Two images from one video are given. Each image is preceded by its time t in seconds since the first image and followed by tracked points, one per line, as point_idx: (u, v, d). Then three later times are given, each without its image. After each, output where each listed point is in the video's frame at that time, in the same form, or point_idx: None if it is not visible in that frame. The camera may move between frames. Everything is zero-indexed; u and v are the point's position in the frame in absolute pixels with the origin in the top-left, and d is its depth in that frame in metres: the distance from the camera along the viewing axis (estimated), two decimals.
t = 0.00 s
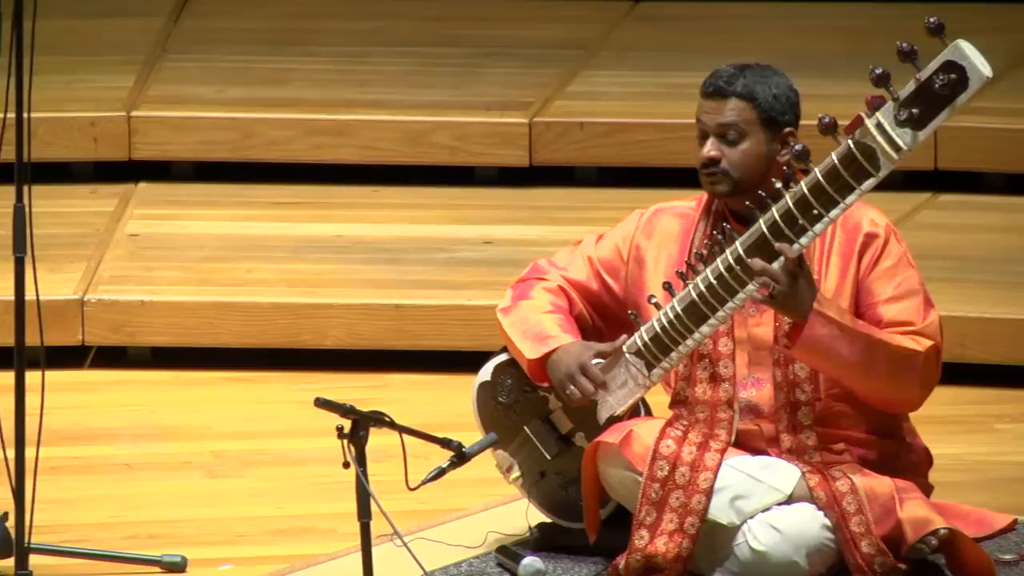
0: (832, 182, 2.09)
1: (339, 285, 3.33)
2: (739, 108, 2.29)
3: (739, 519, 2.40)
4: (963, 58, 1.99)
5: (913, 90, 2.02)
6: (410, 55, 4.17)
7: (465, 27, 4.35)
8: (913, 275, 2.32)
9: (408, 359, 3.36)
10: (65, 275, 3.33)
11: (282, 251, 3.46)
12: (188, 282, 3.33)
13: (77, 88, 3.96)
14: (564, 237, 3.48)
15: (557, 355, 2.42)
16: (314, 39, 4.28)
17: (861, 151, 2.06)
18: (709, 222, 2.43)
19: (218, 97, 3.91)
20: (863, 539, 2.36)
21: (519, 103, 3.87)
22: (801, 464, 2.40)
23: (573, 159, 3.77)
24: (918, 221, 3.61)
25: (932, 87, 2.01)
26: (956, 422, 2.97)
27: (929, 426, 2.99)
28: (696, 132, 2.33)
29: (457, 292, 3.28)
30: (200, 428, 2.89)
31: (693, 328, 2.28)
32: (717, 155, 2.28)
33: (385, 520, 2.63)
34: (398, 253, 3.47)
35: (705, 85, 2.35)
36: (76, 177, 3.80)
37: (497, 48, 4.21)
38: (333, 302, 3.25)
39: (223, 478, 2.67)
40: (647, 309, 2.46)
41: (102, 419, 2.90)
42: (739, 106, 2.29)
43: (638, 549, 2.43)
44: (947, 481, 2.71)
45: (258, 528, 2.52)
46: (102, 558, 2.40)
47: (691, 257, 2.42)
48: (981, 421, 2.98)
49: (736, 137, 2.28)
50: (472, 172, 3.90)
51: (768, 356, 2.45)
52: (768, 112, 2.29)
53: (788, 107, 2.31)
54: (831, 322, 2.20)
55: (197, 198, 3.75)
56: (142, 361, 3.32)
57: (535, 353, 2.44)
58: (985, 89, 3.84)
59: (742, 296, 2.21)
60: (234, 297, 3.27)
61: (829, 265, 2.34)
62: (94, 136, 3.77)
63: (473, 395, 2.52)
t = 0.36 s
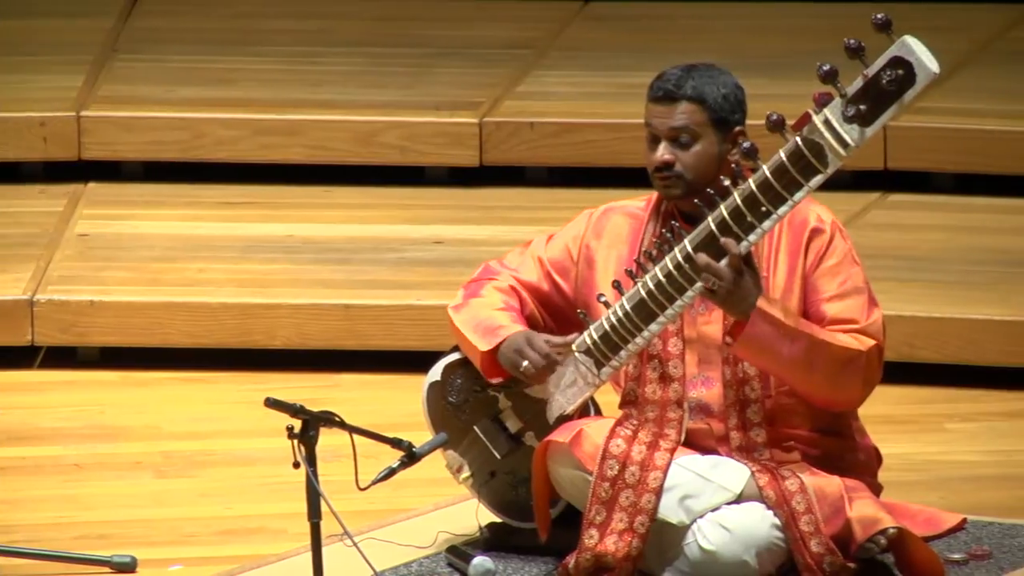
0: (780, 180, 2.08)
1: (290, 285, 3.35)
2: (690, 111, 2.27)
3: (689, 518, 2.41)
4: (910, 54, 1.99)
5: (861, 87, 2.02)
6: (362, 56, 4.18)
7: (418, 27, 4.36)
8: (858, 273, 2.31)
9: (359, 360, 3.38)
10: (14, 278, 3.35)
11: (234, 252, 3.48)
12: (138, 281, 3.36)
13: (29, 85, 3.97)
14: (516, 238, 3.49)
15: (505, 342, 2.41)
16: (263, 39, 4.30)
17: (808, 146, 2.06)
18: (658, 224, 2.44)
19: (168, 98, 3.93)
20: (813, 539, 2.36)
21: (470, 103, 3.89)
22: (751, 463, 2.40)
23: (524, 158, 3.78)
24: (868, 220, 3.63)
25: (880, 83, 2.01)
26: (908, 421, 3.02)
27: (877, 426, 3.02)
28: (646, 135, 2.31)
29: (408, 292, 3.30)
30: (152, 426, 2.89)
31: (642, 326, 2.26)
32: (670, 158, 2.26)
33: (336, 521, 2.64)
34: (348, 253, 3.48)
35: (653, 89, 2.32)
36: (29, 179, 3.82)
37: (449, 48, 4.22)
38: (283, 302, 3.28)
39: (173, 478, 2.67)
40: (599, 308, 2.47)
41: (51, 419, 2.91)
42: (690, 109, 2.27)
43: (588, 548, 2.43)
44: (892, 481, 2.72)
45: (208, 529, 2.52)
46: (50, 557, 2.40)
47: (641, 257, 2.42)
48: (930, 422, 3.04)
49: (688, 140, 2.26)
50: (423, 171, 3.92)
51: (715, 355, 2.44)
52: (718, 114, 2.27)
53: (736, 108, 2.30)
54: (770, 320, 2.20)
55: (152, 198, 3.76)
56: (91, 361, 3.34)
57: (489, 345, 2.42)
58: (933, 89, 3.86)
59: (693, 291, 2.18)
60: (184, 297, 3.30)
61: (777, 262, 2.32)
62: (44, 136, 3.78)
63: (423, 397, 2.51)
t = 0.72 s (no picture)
0: (745, 177, 2.04)
1: (251, 286, 3.37)
2: (650, 114, 2.25)
3: (652, 518, 2.38)
4: (875, 53, 1.96)
5: (827, 86, 1.99)
6: (321, 56, 4.20)
7: (380, 28, 4.38)
8: (829, 265, 2.30)
9: (321, 361, 3.40)
10: None
11: (195, 252, 3.50)
12: (101, 282, 3.38)
13: None
14: (477, 238, 3.51)
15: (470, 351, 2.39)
16: (223, 39, 4.32)
17: (774, 146, 2.03)
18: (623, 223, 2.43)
19: (131, 98, 3.94)
20: (777, 538, 2.34)
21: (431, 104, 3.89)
22: (714, 463, 2.38)
23: (486, 159, 3.80)
24: (832, 220, 3.62)
25: (846, 82, 1.98)
26: (870, 421, 3.05)
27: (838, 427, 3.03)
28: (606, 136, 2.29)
29: (368, 293, 3.33)
30: (114, 427, 2.90)
31: (607, 325, 2.24)
32: (629, 160, 2.24)
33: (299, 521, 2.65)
34: (310, 254, 3.49)
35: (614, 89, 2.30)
36: None
37: (411, 48, 4.23)
38: (244, 303, 3.30)
39: (135, 479, 2.68)
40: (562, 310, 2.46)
41: (13, 420, 2.92)
42: (650, 111, 2.25)
43: (551, 548, 2.40)
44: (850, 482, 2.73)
45: (171, 529, 2.53)
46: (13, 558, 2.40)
47: (604, 257, 2.41)
48: (892, 422, 3.07)
49: (647, 142, 2.25)
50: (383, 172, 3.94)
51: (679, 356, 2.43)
52: (679, 116, 2.26)
53: (696, 109, 2.29)
54: (753, 312, 2.17)
55: (119, 197, 3.78)
56: (54, 362, 3.36)
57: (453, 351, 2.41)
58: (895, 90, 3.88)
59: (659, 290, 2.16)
60: (146, 298, 3.32)
61: (743, 260, 2.31)
62: (6, 137, 3.78)
63: (386, 397, 2.50)
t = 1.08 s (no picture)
0: (720, 177, 2.03)
1: (227, 286, 3.41)
2: (630, 121, 2.23)
3: (627, 519, 2.37)
4: (851, 53, 1.94)
5: (801, 86, 1.97)
6: (294, 57, 4.23)
7: (353, 28, 4.40)
8: (802, 273, 2.30)
9: (295, 362, 3.43)
10: None
11: (170, 252, 3.52)
12: (76, 282, 3.40)
13: None
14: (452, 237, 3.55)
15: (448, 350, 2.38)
16: (200, 39, 4.34)
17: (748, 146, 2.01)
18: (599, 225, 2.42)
19: (105, 98, 3.99)
20: (751, 539, 2.33)
21: (408, 103, 3.96)
22: (689, 464, 2.37)
23: (461, 159, 3.86)
24: (807, 221, 3.63)
25: (820, 82, 1.96)
26: (844, 421, 3.07)
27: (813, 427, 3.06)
28: (585, 136, 2.27)
29: (343, 293, 3.36)
30: (90, 427, 2.92)
31: (582, 324, 2.22)
32: (606, 167, 2.24)
33: (274, 521, 2.66)
34: (286, 254, 3.52)
35: (598, 90, 2.28)
36: None
37: (385, 50, 4.27)
38: (219, 303, 3.32)
39: (110, 480, 2.68)
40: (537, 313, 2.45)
41: None
42: (630, 119, 2.23)
43: (527, 549, 2.39)
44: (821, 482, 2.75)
45: (147, 530, 2.53)
46: None
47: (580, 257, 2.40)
48: (867, 422, 3.09)
49: (625, 149, 2.23)
50: (359, 172, 3.98)
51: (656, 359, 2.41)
52: (659, 125, 2.24)
53: (677, 118, 2.27)
54: (721, 316, 2.16)
55: (98, 197, 3.80)
56: (29, 362, 3.39)
57: (427, 352, 2.41)
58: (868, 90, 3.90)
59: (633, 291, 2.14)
60: (122, 298, 3.35)
61: (717, 264, 2.31)
62: None
63: (361, 397, 2.50)
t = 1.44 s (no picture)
0: (691, 184, 1.99)
1: (197, 286, 3.44)
2: (610, 125, 2.19)
3: (597, 519, 2.30)
4: (822, 60, 1.91)
5: (773, 93, 1.93)
6: (265, 57, 4.31)
7: (321, 28, 4.49)
8: (770, 261, 2.29)
9: (262, 363, 3.46)
10: None
11: (140, 252, 3.58)
12: (45, 282, 3.42)
13: None
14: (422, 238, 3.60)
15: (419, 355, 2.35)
16: (178, 40, 4.40)
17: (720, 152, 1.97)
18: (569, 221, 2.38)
19: (80, 99, 4.03)
20: (721, 538, 2.26)
21: (375, 103, 3.99)
22: (659, 463, 2.30)
23: (431, 158, 3.88)
24: (775, 221, 3.71)
25: (792, 89, 1.92)
26: (813, 423, 3.10)
27: (781, 428, 3.09)
28: (559, 138, 2.22)
29: (313, 293, 3.38)
30: (60, 428, 2.99)
31: (553, 327, 2.18)
32: (584, 169, 2.19)
33: (244, 522, 2.68)
34: (256, 253, 3.59)
35: (573, 91, 2.23)
36: None
37: (356, 49, 4.35)
38: (188, 303, 3.35)
39: (80, 479, 2.73)
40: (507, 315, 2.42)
41: None
42: (608, 123, 2.19)
43: (496, 550, 2.31)
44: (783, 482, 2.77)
45: (114, 531, 2.54)
46: None
47: (549, 258, 2.37)
48: (836, 422, 3.14)
49: (603, 153, 2.20)
50: (330, 172, 4.06)
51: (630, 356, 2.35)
52: (636, 128, 2.21)
53: (652, 122, 2.24)
54: (694, 319, 2.14)
55: (74, 200, 3.88)
56: None
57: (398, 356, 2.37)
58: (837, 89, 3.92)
59: (605, 294, 2.11)
60: (90, 298, 3.37)
61: (688, 257, 2.28)
62: None
63: (331, 397, 2.48)
